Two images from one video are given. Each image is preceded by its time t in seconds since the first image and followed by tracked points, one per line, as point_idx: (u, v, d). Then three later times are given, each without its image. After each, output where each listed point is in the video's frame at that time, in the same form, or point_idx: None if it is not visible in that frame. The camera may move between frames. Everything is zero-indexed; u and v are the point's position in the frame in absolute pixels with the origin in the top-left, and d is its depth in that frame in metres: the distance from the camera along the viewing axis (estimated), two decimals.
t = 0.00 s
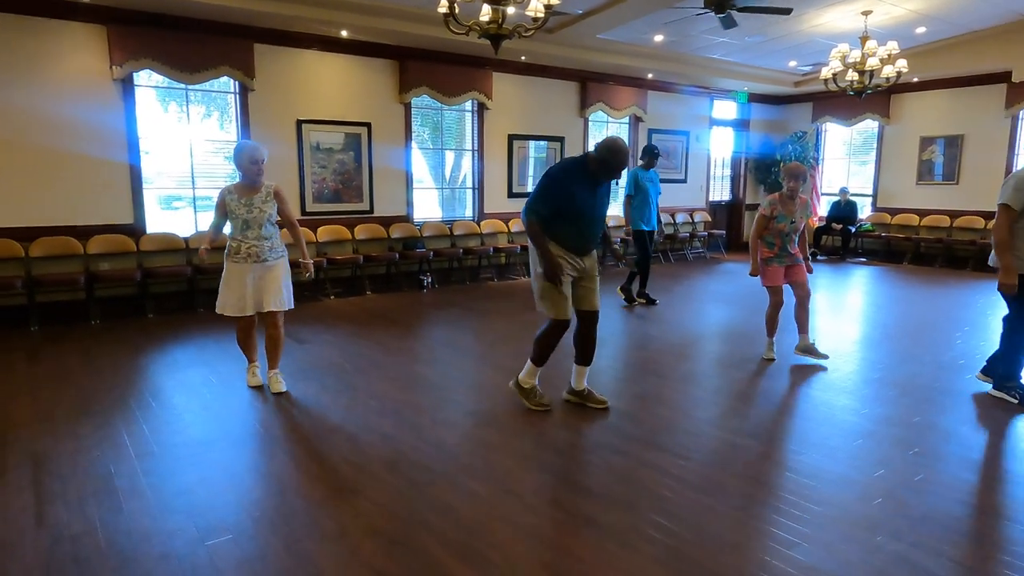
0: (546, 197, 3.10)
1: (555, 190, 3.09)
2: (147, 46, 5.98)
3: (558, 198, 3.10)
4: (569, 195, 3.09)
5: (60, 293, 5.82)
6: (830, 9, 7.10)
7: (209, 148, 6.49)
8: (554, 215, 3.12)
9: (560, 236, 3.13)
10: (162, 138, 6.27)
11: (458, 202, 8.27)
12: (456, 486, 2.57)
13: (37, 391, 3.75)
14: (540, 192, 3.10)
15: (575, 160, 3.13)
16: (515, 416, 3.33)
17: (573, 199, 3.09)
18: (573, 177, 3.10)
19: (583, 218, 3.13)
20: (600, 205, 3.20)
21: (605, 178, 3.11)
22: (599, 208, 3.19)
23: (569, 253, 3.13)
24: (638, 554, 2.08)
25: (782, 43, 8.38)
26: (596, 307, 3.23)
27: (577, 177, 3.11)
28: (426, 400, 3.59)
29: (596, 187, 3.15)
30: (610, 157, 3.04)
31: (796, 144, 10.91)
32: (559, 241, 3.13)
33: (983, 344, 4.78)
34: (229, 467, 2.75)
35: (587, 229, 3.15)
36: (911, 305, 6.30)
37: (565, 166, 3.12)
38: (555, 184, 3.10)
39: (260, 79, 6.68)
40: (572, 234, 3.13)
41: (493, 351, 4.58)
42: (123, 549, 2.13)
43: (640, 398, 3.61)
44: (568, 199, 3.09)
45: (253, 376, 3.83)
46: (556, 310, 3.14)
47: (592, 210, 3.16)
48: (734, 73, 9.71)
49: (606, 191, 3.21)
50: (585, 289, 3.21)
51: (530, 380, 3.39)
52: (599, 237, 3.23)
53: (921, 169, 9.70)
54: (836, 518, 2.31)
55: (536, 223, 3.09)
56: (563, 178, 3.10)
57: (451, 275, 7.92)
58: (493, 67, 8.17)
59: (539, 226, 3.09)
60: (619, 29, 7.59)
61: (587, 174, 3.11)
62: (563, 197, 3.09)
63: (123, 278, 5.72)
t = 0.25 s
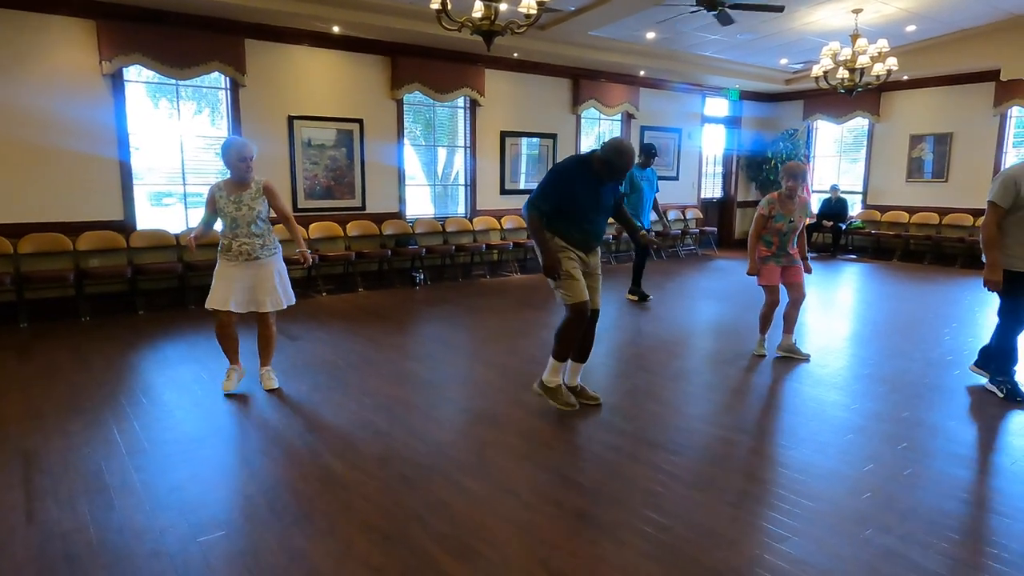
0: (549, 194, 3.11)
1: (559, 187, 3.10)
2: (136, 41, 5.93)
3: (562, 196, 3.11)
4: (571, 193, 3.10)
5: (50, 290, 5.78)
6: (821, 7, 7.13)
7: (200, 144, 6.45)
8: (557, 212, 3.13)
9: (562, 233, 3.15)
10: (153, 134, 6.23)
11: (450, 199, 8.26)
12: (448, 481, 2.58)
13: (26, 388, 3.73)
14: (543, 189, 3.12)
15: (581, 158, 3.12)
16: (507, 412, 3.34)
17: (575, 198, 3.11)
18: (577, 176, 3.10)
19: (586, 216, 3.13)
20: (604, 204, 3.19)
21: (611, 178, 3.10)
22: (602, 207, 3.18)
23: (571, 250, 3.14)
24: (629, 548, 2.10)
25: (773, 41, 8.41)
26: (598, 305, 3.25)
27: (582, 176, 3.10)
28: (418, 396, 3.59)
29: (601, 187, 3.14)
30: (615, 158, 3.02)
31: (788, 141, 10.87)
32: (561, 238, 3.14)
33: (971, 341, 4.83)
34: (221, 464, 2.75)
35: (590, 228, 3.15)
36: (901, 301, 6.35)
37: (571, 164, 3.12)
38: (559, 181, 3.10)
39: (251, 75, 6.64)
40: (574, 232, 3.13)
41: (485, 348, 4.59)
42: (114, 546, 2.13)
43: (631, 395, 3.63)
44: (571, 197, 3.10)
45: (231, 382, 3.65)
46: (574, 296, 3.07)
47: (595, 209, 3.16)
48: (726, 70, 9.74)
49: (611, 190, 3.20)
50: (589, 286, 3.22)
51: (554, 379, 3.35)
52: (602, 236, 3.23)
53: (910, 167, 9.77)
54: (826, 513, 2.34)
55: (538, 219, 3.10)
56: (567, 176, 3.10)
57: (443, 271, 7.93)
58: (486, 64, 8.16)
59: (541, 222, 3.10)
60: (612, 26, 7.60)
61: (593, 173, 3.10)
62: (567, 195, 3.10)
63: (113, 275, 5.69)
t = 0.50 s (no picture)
0: (553, 198, 3.09)
1: (562, 192, 3.07)
2: (131, 41, 5.91)
3: (565, 201, 3.08)
4: (574, 198, 3.07)
5: (44, 290, 5.77)
6: (816, 6, 7.16)
7: (195, 143, 6.44)
8: (559, 216, 3.10)
9: (564, 238, 3.11)
10: (148, 133, 6.21)
11: (446, 198, 8.26)
12: (445, 480, 2.58)
13: (21, 389, 3.72)
14: (547, 192, 3.09)
15: (587, 163, 3.08)
16: (503, 411, 3.35)
17: (578, 203, 3.07)
18: (581, 181, 3.06)
19: (589, 222, 3.10)
20: (609, 211, 3.16)
21: (615, 185, 3.05)
22: (607, 213, 3.15)
23: (573, 256, 3.11)
24: (625, 546, 2.11)
25: (768, 40, 8.43)
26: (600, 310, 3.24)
27: (587, 182, 3.06)
28: (415, 396, 3.59)
29: (605, 193, 3.09)
30: (621, 166, 2.96)
31: (783, 140, 10.91)
32: (563, 243, 3.11)
33: (965, 338, 4.85)
34: (217, 463, 2.75)
35: (593, 234, 3.12)
36: (896, 299, 6.38)
37: (576, 169, 3.08)
38: (563, 186, 3.07)
39: (246, 74, 6.63)
40: (576, 237, 3.10)
41: (481, 347, 4.59)
42: (110, 545, 2.13)
43: (627, 393, 3.64)
44: (574, 203, 3.07)
45: (218, 391, 3.55)
46: (574, 304, 3.07)
47: (599, 215, 3.12)
48: (722, 69, 9.76)
49: (617, 197, 3.15)
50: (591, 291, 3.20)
51: (572, 397, 3.23)
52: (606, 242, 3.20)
53: (905, 166, 9.80)
54: (821, 510, 2.35)
55: (539, 223, 3.09)
56: (572, 180, 3.07)
57: (439, 271, 7.93)
58: (481, 63, 8.16)
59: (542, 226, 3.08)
60: (607, 25, 7.61)
61: (598, 180, 3.06)
62: (570, 200, 3.07)
63: (108, 275, 5.67)
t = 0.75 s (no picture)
0: (560, 197, 3.07)
1: (569, 192, 3.07)
2: (130, 41, 5.91)
3: (572, 201, 3.07)
4: (581, 198, 3.06)
5: (44, 291, 5.78)
6: (815, 5, 7.15)
7: (195, 144, 6.44)
8: (565, 216, 3.09)
9: (569, 238, 3.10)
10: (147, 134, 6.21)
11: (446, 198, 8.26)
12: (445, 479, 2.58)
13: (21, 389, 3.72)
14: (554, 191, 3.08)
15: (594, 163, 3.08)
16: (503, 411, 3.35)
17: (584, 203, 3.06)
18: (588, 181, 3.06)
19: (594, 223, 3.10)
20: (613, 212, 3.17)
21: (622, 186, 3.06)
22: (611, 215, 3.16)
23: (577, 256, 3.10)
24: (625, 545, 2.11)
25: (767, 39, 8.43)
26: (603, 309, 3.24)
27: (594, 183, 3.06)
28: (414, 395, 3.59)
29: (612, 194, 3.10)
30: (629, 167, 2.97)
31: (782, 139, 10.93)
32: (568, 243, 3.10)
33: (966, 336, 4.85)
34: (218, 463, 2.75)
35: (597, 234, 3.12)
36: (895, 298, 6.38)
37: (583, 169, 3.08)
38: (570, 186, 3.07)
39: (245, 74, 6.62)
40: (582, 237, 3.09)
41: (480, 346, 4.59)
42: (111, 545, 2.13)
43: (626, 391, 3.65)
44: (581, 203, 3.06)
45: (219, 392, 3.55)
46: (577, 303, 3.05)
47: (604, 216, 3.13)
48: (721, 68, 9.75)
49: (621, 198, 3.17)
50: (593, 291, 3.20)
51: (573, 396, 3.23)
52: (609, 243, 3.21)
53: (905, 164, 9.80)
54: (821, 508, 2.35)
55: (545, 222, 3.06)
56: (580, 180, 3.06)
57: (439, 270, 7.93)
58: (480, 63, 8.16)
59: (549, 225, 3.06)
60: (606, 24, 7.60)
61: (605, 180, 3.06)
62: (577, 200, 3.06)
63: (108, 276, 5.67)
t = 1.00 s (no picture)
0: (570, 194, 3.05)
1: (578, 189, 3.05)
2: (132, 38, 5.91)
3: (581, 197, 3.05)
4: (590, 195, 3.05)
5: (49, 288, 5.80)
6: None
7: (198, 141, 6.45)
8: (573, 213, 3.08)
9: (577, 233, 3.11)
10: (150, 131, 6.22)
11: (449, 193, 8.25)
12: (450, 474, 2.59)
13: (28, 387, 3.74)
14: (564, 188, 3.05)
15: (602, 159, 3.05)
16: (507, 405, 3.35)
17: (594, 200, 3.06)
18: (597, 178, 3.04)
19: (603, 219, 3.10)
20: (621, 207, 3.17)
21: (631, 183, 3.05)
22: (619, 211, 3.16)
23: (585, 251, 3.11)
24: (629, 538, 2.12)
25: (770, 31, 8.38)
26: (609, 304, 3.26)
27: (603, 179, 3.05)
28: (419, 390, 3.60)
29: (620, 190, 3.09)
30: (639, 164, 2.96)
31: (785, 132, 10.95)
32: (576, 238, 3.12)
33: (971, 328, 4.84)
34: (224, 458, 2.76)
35: (605, 230, 3.13)
36: (899, 290, 6.36)
37: (592, 166, 3.05)
38: (579, 183, 3.04)
39: (247, 71, 6.62)
40: (590, 233, 3.11)
41: (484, 341, 4.60)
42: (118, 541, 2.14)
43: (630, 385, 3.65)
44: (590, 200, 3.05)
45: (224, 390, 3.56)
46: (580, 300, 3.08)
47: (612, 212, 3.13)
48: (724, 61, 9.72)
49: (629, 194, 3.16)
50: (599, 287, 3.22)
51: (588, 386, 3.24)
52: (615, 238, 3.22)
53: (909, 156, 9.76)
54: (825, 501, 2.35)
55: (555, 220, 3.04)
56: (589, 177, 3.04)
57: (442, 266, 7.94)
58: (483, 57, 8.14)
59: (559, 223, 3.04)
60: (608, 18, 7.57)
61: (614, 177, 3.05)
62: (586, 197, 3.05)
63: (112, 273, 5.69)
